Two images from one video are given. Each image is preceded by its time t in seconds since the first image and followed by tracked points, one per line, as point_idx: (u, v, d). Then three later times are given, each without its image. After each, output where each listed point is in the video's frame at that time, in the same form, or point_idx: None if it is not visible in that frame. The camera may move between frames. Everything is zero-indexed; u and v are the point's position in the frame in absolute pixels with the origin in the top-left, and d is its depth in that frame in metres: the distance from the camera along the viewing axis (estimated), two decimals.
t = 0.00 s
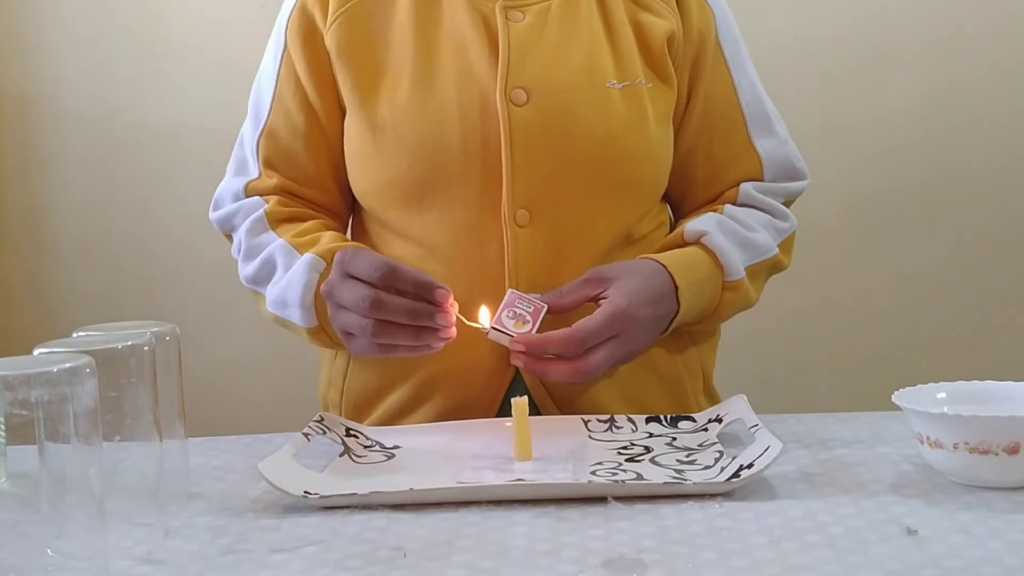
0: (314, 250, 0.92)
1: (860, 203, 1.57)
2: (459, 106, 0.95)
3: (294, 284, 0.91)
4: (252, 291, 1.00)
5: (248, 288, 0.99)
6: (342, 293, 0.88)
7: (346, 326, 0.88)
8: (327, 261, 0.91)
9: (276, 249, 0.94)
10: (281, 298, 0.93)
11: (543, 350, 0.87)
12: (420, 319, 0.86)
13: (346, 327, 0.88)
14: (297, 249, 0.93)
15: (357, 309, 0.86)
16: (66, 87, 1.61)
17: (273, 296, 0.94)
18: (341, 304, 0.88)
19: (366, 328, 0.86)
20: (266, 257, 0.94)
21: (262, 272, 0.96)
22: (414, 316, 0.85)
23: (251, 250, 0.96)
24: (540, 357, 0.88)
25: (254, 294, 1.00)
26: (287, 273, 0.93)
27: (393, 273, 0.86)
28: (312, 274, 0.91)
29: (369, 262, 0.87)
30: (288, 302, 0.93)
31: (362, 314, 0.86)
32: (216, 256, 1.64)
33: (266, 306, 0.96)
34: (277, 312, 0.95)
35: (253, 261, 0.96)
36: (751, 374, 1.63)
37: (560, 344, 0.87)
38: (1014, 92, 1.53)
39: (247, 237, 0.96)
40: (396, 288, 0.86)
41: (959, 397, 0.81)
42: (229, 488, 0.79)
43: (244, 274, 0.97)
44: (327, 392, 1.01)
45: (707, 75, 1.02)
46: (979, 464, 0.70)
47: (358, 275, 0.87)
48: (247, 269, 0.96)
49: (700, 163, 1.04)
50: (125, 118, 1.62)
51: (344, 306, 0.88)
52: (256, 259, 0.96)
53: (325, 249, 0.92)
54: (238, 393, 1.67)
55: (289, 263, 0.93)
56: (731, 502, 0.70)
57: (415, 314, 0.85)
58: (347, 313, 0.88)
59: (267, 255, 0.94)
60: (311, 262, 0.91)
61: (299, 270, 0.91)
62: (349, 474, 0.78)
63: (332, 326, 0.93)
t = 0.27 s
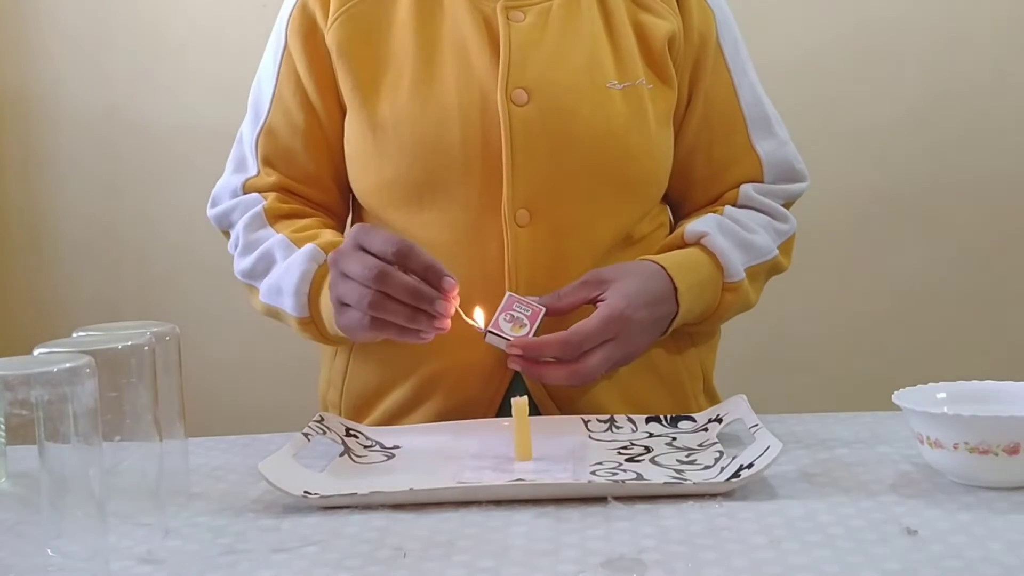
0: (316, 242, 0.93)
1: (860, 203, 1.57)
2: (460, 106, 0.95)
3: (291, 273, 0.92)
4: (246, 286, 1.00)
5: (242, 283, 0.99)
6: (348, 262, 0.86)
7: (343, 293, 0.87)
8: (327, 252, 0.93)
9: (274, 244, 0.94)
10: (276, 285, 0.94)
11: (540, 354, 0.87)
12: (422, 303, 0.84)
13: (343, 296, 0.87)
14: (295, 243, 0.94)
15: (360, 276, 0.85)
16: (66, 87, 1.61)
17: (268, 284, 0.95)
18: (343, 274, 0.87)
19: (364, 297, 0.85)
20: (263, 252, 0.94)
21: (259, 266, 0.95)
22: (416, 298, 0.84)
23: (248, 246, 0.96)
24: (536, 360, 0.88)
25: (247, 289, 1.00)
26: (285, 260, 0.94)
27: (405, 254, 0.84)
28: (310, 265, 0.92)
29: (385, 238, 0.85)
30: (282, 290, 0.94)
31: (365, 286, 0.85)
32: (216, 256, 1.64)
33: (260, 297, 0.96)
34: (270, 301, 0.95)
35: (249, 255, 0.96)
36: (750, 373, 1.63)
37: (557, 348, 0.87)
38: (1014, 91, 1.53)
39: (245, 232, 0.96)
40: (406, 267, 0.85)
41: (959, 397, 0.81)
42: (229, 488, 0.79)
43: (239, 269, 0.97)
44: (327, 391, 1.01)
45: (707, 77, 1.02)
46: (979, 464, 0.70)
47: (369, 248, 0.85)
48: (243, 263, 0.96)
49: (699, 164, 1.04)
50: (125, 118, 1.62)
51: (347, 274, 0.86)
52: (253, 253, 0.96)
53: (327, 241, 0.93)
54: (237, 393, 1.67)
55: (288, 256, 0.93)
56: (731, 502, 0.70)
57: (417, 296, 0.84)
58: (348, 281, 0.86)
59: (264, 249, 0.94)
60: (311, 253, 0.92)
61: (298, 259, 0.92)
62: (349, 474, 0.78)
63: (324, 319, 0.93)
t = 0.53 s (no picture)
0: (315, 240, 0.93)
1: (861, 203, 1.57)
2: (460, 106, 0.95)
3: (288, 267, 0.92)
4: (242, 282, 1.00)
5: (239, 280, 0.99)
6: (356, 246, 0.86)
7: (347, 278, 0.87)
8: (326, 248, 0.93)
9: (272, 242, 0.94)
10: (272, 279, 0.94)
11: (538, 353, 0.87)
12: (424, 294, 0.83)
13: (346, 280, 0.87)
14: (293, 240, 0.94)
15: (366, 261, 0.85)
16: (66, 87, 1.61)
17: (265, 279, 0.95)
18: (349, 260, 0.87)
19: (366, 281, 0.85)
20: (262, 249, 0.95)
21: (256, 263, 0.96)
22: (418, 288, 0.83)
23: (246, 244, 0.96)
24: (534, 359, 0.88)
25: (243, 286, 1.00)
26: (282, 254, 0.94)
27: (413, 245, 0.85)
28: (308, 260, 0.92)
29: (397, 229, 0.86)
30: (278, 284, 0.93)
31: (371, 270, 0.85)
32: (216, 255, 1.64)
33: (254, 293, 0.96)
34: (265, 296, 0.95)
35: (247, 252, 0.96)
36: (751, 373, 1.63)
37: (555, 347, 0.87)
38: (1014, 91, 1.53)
39: (242, 229, 0.96)
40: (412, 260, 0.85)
41: (959, 398, 0.81)
42: (229, 488, 0.79)
43: (236, 265, 0.97)
44: (326, 390, 1.01)
45: (707, 78, 1.02)
46: (979, 464, 0.70)
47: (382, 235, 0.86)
48: (240, 260, 0.96)
49: (699, 165, 1.04)
50: (125, 118, 1.62)
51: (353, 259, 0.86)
52: (251, 250, 0.96)
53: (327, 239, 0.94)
54: (238, 392, 1.67)
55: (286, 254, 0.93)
56: (731, 502, 0.70)
57: (418, 286, 0.83)
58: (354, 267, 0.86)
59: (262, 247, 0.95)
60: (310, 249, 0.92)
61: (296, 255, 0.92)
62: (348, 474, 0.78)
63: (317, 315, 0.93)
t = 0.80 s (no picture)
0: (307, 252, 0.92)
1: (861, 203, 1.58)
2: (459, 106, 0.95)
3: (290, 289, 0.91)
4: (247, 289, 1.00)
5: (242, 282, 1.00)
6: (340, 289, 0.87)
7: (341, 321, 0.87)
8: (320, 261, 0.91)
9: (271, 248, 0.94)
10: (277, 303, 0.93)
11: (524, 347, 0.87)
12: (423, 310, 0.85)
13: (341, 323, 0.87)
14: (290, 250, 0.93)
15: (356, 300, 0.85)
16: (66, 87, 1.61)
17: (270, 300, 0.94)
18: (337, 303, 0.87)
19: (363, 323, 0.85)
20: (262, 259, 0.94)
21: (257, 271, 0.95)
22: (416, 308, 0.85)
23: (246, 249, 0.96)
24: (524, 352, 0.89)
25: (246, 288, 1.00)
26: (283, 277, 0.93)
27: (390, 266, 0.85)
28: (306, 278, 0.90)
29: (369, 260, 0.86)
30: (285, 308, 0.93)
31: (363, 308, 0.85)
32: (216, 256, 1.64)
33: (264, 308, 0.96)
34: (275, 316, 0.95)
35: (248, 260, 0.96)
36: (752, 373, 1.63)
37: (542, 342, 0.87)
38: (1014, 92, 1.53)
39: (243, 236, 0.96)
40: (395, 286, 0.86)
41: (959, 398, 0.81)
42: (229, 488, 0.79)
43: (240, 274, 0.97)
44: (327, 390, 1.01)
45: (706, 78, 1.02)
46: (979, 464, 0.70)
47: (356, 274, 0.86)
48: (244, 269, 0.96)
49: (698, 165, 1.04)
50: (125, 118, 1.62)
51: (343, 301, 0.87)
52: (252, 258, 0.96)
53: (318, 250, 0.91)
54: (238, 392, 1.67)
55: (284, 263, 0.93)
56: (731, 502, 0.70)
57: (415, 306, 0.84)
58: (346, 308, 0.87)
59: (262, 257, 0.94)
60: (305, 266, 0.91)
61: (294, 275, 0.91)
62: (348, 474, 0.78)
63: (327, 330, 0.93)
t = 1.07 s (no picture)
0: (315, 275, 0.92)
1: (861, 203, 1.57)
2: (463, 105, 0.95)
3: (300, 313, 0.92)
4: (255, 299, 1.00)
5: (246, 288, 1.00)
6: (354, 340, 0.84)
7: (359, 371, 0.85)
8: (329, 284, 0.91)
9: (278, 263, 0.94)
10: (288, 325, 0.94)
11: (524, 351, 0.87)
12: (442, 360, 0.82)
13: (357, 373, 0.85)
14: (298, 267, 0.93)
15: (371, 353, 0.83)
16: (66, 88, 1.61)
17: (279, 320, 0.94)
18: (353, 352, 0.85)
19: (380, 376, 0.83)
20: (270, 274, 0.94)
21: (265, 286, 0.96)
22: (434, 359, 0.82)
23: (253, 259, 0.96)
24: (523, 357, 0.89)
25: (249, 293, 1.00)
26: (292, 296, 0.93)
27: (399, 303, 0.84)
28: (316, 302, 0.91)
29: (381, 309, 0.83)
30: (296, 330, 0.93)
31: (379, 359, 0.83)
32: (216, 256, 1.64)
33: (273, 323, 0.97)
34: (285, 334, 0.96)
35: (255, 272, 0.96)
36: (752, 373, 1.63)
37: (541, 345, 0.87)
38: (1014, 91, 1.53)
39: (249, 246, 0.96)
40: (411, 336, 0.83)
41: (959, 398, 0.81)
42: (229, 488, 0.79)
43: (247, 286, 0.97)
44: (329, 390, 1.01)
45: (706, 78, 1.02)
46: (979, 464, 0.70)
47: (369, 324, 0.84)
48: (251, 282, 0.96)
49: (698, 164, 1.04)
50: (125, 119, 1.62)
51: (357, 351, 0.84)
52: (259, 271, 0.96)
53: (325, 274, 0.91)
54: (238, 393, 1.67)
55: (292, 280, 0.93)
56: (731, 502, 0.70)
57: (433, 357, 0.82)
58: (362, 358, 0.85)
59: (270, 271, 0.94)
60: (315, 290, 0.91)
61: (304, 298, 0.91)
62: (349, 474, 0.78)
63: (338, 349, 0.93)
